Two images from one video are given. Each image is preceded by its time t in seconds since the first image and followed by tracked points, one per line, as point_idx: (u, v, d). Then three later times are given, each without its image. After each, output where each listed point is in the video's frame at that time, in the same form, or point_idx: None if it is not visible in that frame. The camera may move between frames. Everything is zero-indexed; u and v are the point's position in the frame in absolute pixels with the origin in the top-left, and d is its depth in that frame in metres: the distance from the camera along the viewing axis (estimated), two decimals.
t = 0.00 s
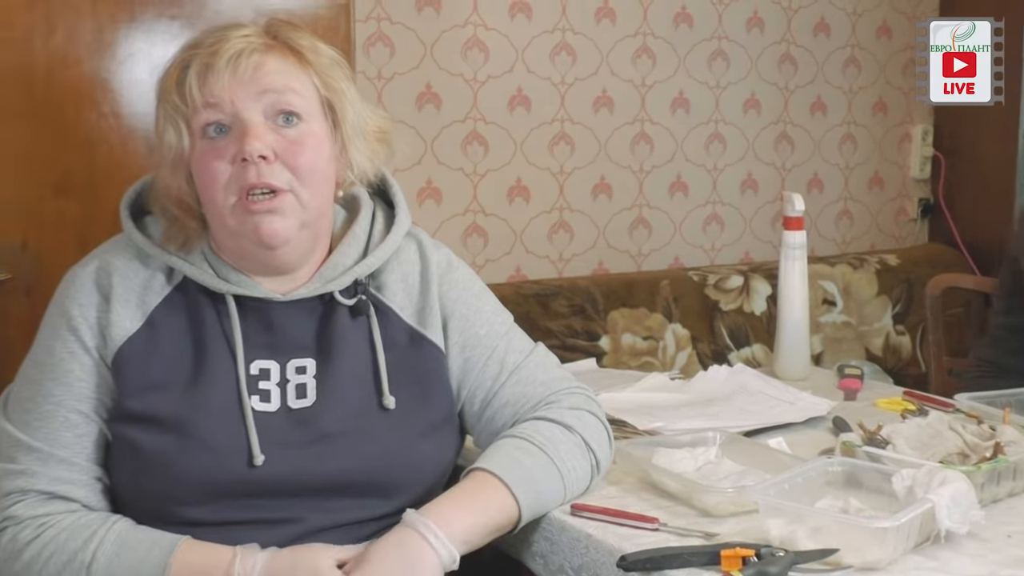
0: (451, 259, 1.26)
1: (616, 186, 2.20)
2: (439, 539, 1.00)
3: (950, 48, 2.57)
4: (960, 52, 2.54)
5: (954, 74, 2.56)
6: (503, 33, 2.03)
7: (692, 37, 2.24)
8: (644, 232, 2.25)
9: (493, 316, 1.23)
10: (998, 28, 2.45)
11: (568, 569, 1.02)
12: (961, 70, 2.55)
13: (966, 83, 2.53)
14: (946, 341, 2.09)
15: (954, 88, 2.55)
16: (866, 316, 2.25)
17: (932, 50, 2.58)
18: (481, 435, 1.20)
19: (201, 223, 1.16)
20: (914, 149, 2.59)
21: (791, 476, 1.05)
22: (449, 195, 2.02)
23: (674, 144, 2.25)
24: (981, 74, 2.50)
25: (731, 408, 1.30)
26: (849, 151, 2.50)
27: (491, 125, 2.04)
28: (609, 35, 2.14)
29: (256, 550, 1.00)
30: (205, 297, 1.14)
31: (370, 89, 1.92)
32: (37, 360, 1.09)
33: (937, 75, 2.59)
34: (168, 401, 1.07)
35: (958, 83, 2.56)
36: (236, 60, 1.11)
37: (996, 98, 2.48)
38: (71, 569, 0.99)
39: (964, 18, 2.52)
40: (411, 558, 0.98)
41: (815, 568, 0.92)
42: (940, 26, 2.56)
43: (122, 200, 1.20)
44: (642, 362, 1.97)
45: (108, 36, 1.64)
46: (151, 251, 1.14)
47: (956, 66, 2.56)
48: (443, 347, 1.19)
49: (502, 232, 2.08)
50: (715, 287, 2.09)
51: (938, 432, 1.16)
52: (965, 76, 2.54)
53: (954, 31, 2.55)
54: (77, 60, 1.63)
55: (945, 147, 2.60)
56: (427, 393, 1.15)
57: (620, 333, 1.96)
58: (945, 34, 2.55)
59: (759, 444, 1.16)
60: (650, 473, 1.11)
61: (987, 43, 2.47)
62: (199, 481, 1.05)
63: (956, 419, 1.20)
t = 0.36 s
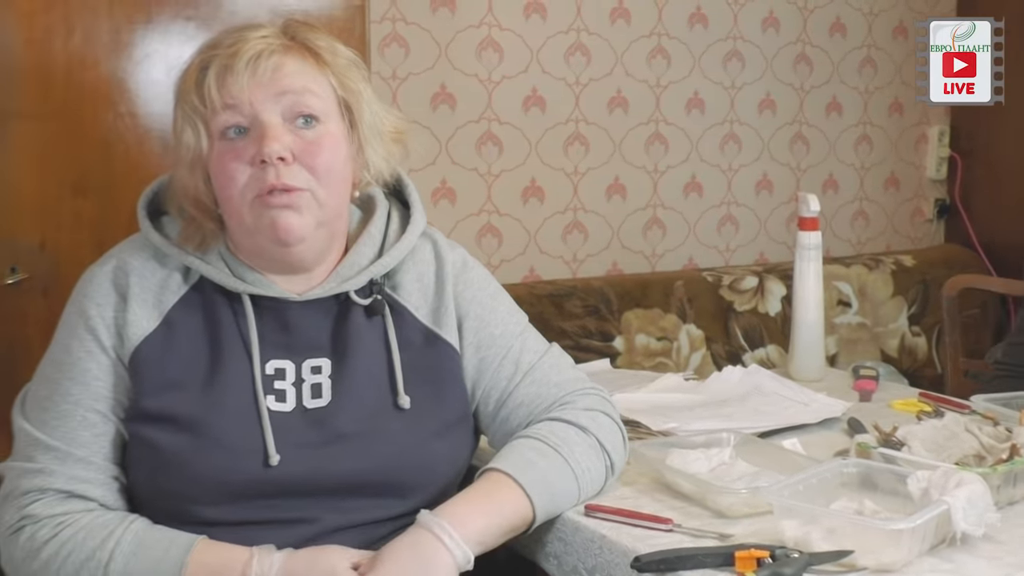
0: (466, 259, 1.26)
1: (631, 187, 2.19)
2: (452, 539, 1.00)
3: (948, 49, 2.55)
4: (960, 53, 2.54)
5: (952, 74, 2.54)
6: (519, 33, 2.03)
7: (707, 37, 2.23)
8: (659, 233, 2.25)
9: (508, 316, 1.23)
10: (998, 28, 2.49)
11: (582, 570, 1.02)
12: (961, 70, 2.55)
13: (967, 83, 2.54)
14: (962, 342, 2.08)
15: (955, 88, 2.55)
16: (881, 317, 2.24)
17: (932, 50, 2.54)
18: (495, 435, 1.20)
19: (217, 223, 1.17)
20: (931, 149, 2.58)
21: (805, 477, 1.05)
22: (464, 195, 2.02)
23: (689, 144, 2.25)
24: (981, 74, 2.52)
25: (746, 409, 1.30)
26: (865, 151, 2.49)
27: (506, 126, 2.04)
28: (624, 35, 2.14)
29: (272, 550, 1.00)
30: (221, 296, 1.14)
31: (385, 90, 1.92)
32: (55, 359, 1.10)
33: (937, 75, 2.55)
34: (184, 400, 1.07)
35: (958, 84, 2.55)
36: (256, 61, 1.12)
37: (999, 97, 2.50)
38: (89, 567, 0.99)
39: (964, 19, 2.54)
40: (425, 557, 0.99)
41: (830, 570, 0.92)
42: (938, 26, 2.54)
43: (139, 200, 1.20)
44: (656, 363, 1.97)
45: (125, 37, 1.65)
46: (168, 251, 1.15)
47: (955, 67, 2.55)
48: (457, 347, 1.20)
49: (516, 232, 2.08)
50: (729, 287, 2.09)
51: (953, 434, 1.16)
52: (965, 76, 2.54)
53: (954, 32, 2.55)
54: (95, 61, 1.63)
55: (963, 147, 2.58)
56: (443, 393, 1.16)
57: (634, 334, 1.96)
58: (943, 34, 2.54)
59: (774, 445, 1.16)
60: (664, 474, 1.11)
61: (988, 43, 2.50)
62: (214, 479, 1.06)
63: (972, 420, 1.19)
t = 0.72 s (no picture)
0: (474, 258, 1.26)
1: (639, 187, 2.19)
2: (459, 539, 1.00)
3: (948, 49, 2.53)
4: (960, 53, 2.53)
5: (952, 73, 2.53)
6: (527, 34, 2.03)
7: (715, 38, 2.23)
8: (667, 233, 2.25)
9: (516, 316, 1.23)
10: (999, 28, 2.48)
11: (590, 570, 1.02)
12: (961, 69, 2.54)
13: (967, 83, 2.53)
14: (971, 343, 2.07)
15: (955, 87, 2.54)
16: (889, 317, 2.24)
17: (931, 50, 2.52)
18: (503, 435, 1.20)
19: (224, 222, 1.17)
20: (939, 149, 2.57)
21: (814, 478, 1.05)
22: (471, 195, 2.02)
23: (696, 144, 2.25)
24: (981, 74, 2.51)
25: (753, 409, 1.30)
26: (873, 152, 2.49)
27: (514, 126, 2.04)
28: (632, 35, 2.13)
29: (279, 550, 1.00)
30: (229, 294, 1.14)
31: (393, 90, 1.92)
32: (63, 356, 1.10)
33: (937, 75, 2.54)
34: (192, 397, 1.07)
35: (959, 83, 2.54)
36: (263, 61, 1.12)
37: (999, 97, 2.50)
38: (96, 565, 0.99)
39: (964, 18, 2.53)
40: (433, 559, 0.99)
41: (838, 571, 0.91)
42: (938, 25, 2.51)
43: (146, 199, 1.20)
44: (664, 363, 1.97)
45: (133, 37, 1.65)
46: (176, 249, 1.15)
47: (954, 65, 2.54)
48: (465, 346, 1.20)
49: (524, 232, 2.08)
50: (737, 287, 2.09)
51: (962, 435, 1.16)
52: (965, 76, 2.54)
53: (954, 31, 2.54)
54: (104, 61, 1.63)
55: (971, 148, 2.58)
56: (450, 391, 1.16)
57: (642, 334, 1.96)
58: (943, 34, 2.52)
59: (782, 446, 1.16)
60: (672, 474, 1.11)
61: (988, 43, 2.49)
62: (222, 476, 1.06)
63: (981, 422, 1.19)
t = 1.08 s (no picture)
0: (478, 259, 1.26)
1: (643, 187, 2.19)
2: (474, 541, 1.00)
3: (948, 49, 2.53)
4: (960, 53, 2.54)
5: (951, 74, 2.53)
6: (531, 34, 2.03)
7: (719, 38, 2.23)
8: (671, 233, 2.24)
9: (521, 317, 1.23)
10: (998, 28, 2.50)
11: (594, 570, 1.02)
12: (961, 69, 2.54)
13: (967, 83, 2.54)
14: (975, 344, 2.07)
15: (955, 87, 2.55)
16: (894, 318, 2.24)
17: (931, 50, 2.52)
18: (507, 436, 1.20)
19: (231, 222, 1.18)
20: (943, 149, 2.57)
21: (817, 479, 1.04)
22: (475, 195, 2.02)
23: (700, 145, 2.25)
24: (981, 74, 2.52)
25: (758, 410, 1.30)
26: (877, 152, 2.49)
27: (518, 126, 2.04)
28: (636, 36, 2.13)
29: (280, 555, 1.00)
30: (233, 294, 1.14)
31: (396, 90, 1.92)
32: (68, 357, 1.10)
33: (937, 75, 2.53)
34: (196, 398, 1.07)
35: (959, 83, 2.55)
36: (272, 61, 1.12)
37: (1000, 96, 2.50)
38: (98, 566, 0.99)
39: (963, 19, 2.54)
40: (450, 565, 0.98)
41: (842, 571, 0.91)
42: (938, 25, 2.51)
43: (152, 200, 1.21)
44: (668, 363, 1.97)
45: (138, 38, 1.65)
46: (181, 250, 1.16)
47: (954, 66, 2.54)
48: (469, 346, 1.20)
49: (528, 232, 2.08)
50: (742, 288, 2.09)
51: (967, 435, 1.16)
52: (965, 76, 2.54)
53: (954, 32, 2.54)
54: (109, 61, 1.63)
55: (976, 148, 2.58)
56: (455, 392, 1.16)
57: (646, 334, 1.96)
58: (942, 34, 2.51)
59: (787, 446, 1.16)
60: (675, 475, 1.11)
61: (987, 43, 2.50)
62: (225, 477, 1.06)
63: (985, 422, 1.18)
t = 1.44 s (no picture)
0: (488, 259, 1.26)
1: (653, 187, 2.19)
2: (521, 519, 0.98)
3: (948, 49, 2.51)
4: (960, 53, 2.53)
5: (951, 73, 2.51)
6: (541, 34, 2.03)
7: (729, 39, 2.22)
8: (681, 234, 2.24)
9: (532, 317, 1.23)
10: (998, 28, 2.51)
11: (604, 571, 1.02)
12: (960, 69, 2.52)
13: (966, 83, 2.53)
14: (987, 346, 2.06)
15: (954, 88, 2.52)
16: (905, 319, 2.23)
17: (931, 50, 2.49)
18: (518, 436, 1.20)
19: (241, 219, 1.17)
20: (954, 150, 2.56)
21: (830, 479, 1.04)
22: (486, 196, 2.02)
23: (711, 145, 2.24)
24: (981, 74, 2.52)
25: (769, 411, 1.29)
26: (888, 153, 2.48)
27: (528, 126, 2.04)
28: (646, 36, 2.13)
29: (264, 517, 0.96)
30: (242, 294, 1.15)
31: (407, 90, 1.92)
32: (78, 354, 1.11)
33: (937, 75, 2.50)
34: (206, 396, 1.08)
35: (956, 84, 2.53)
36: (289, 61, 1.12)
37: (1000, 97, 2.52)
38: (91, 543, 0.99)
39: (961, 19, 2.52)
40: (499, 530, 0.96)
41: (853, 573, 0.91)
42: (938, 25, 2.48)
43: (162, 200, 1.21)
44: (678, 364, 1.97)
45: (150, 38, 1.65)
46: (190, 249, 1.16)
47: (953, 66, 2.52)
48: (480, 346, 1.20)
49: (538, 233, 2.08)
50: (752, 289, 2.08)
51: (978, 437, 1.15)
52: (965, 76, 2.53)
53: (954, 32, 2.52)
54: (121, 61, 1.63)
55: (988, 148, 2.57)
56: (465, 391, 1.16)
57: (656, 335, 1.96)
58: (942, 34, 2.49)
59: (799, 448, 1.16)
60: (686, 476, 1.11)
61: (988, 43, 2.51)
62: (233, 474, 1.06)
63: (998, 423, 1.19)
